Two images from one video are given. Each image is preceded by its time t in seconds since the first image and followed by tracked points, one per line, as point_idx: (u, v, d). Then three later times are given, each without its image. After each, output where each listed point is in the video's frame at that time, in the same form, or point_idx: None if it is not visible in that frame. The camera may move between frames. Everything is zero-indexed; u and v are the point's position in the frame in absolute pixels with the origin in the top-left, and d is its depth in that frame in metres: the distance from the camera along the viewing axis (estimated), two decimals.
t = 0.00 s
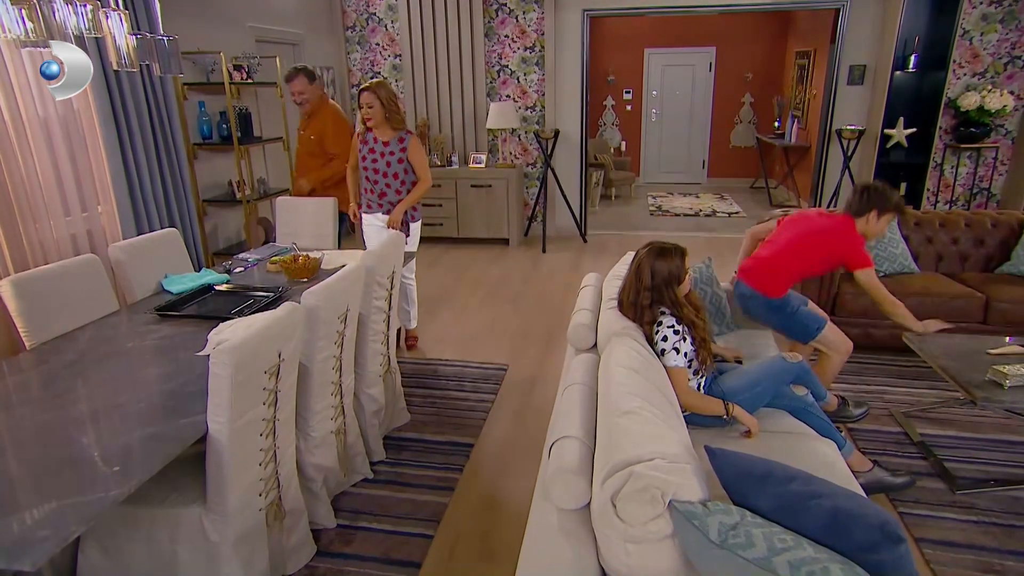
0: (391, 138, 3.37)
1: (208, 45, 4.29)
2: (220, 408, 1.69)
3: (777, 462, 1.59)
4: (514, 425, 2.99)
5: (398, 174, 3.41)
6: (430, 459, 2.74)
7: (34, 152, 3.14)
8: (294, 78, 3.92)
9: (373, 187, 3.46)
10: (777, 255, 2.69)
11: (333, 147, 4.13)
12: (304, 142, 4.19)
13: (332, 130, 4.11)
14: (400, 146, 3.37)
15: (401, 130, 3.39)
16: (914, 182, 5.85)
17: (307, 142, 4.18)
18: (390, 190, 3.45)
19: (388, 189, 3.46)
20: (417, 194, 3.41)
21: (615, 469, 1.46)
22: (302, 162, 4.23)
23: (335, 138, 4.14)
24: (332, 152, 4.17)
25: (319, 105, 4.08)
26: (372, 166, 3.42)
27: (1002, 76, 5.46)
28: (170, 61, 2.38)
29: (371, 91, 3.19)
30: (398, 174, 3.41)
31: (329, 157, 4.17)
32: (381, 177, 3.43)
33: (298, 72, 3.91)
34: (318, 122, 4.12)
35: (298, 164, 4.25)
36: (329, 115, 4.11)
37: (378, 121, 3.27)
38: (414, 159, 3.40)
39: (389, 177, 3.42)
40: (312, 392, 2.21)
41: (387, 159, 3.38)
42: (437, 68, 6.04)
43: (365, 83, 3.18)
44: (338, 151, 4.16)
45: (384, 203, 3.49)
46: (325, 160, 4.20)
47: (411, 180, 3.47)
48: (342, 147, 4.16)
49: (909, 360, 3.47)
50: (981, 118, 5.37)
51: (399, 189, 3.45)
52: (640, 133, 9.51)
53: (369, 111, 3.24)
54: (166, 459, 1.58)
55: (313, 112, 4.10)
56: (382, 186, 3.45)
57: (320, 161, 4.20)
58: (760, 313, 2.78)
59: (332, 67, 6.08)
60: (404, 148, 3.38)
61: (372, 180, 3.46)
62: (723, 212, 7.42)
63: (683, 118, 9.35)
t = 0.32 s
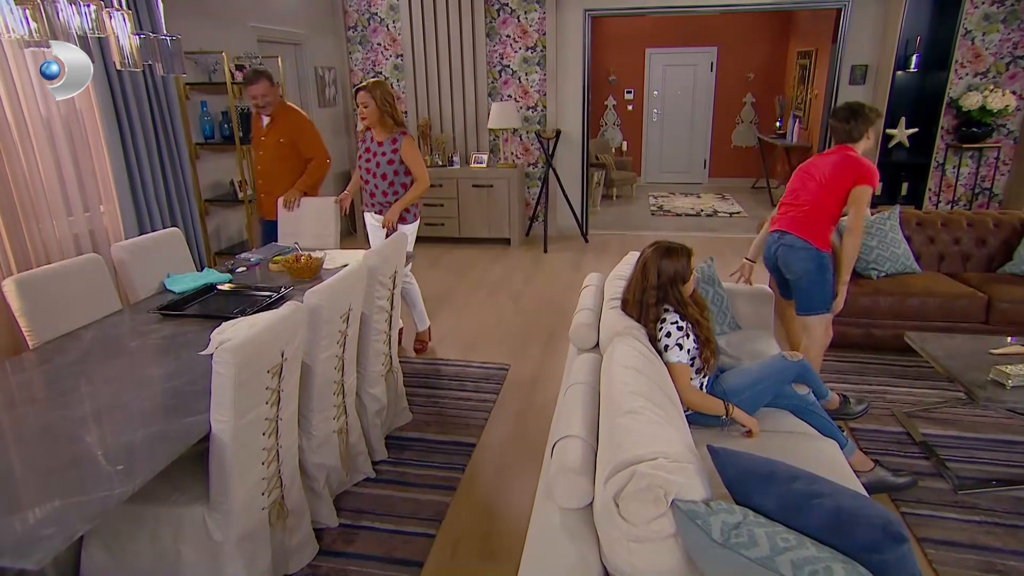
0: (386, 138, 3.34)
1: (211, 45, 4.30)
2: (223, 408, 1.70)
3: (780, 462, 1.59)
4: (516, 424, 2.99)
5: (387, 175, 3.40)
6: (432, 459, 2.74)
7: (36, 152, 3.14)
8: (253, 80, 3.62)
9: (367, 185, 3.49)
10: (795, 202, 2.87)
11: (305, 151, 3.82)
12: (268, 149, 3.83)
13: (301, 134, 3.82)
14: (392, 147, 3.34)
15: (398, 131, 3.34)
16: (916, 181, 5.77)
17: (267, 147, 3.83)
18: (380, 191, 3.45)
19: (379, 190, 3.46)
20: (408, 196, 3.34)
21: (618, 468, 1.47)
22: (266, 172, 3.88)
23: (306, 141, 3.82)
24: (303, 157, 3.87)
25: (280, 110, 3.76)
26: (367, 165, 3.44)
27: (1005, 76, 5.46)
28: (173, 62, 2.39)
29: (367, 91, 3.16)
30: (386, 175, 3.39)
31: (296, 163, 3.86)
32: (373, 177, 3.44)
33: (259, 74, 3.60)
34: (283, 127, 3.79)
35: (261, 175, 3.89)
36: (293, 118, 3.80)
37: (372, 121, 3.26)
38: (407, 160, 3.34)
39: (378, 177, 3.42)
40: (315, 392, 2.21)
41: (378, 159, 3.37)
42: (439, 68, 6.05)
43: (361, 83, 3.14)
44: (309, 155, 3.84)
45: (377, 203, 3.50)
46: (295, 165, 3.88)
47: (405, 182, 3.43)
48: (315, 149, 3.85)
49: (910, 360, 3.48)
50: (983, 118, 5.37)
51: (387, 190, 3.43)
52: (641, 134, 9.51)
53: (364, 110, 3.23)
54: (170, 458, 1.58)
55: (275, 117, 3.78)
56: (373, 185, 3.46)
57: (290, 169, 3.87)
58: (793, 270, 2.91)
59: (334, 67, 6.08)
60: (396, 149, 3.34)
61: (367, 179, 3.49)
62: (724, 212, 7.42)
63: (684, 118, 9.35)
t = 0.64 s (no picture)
0: (393, 138, 3.33)
1: (214, 45, 4.30)
2: (229, 407, 1.70)
3: (783, 461, 1.59)
4: (518, 424, 3.00)
5: (395, 175, 3.38)
6: (436, 458, 2.75)
7: (41, 152, 3.15)
8: (219, 76, 3.43)
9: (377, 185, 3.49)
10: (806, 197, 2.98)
11: (277, 148, 3.72)
12: (237, 150, 3.64)
13: (272, 131, 3.70)
14: (400, 146, 3.32)
15: (407, 130, 3.31)
16: (918, 182, 5.83)
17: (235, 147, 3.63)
18: (389, 190, 3.45)
19: (387, 189, 3.45)
20: (415, 193, 3.31)
21: (623, 468, 1.48)
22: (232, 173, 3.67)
23: (278, 138, 3.72)
24: (271, 154, 3.76)
25: (246, 107, 3.61)
26: (377, 164, 3.44)
27: (1009, 76, 5.45)
28: (178, 61, 2.38)
29: (378, 90, 3.14)
30: (394, 175, 3.37)
31: (266, 161, 3.73)
32: (382, 176, 3.43)
33: (227, 69, 3.44)
34: (250, 124, 3.64)
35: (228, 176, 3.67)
36: (262, 115, 3.67)
37: (381, 120, 3.24)
38: (415, 161, 3.32)
39: (385, 177, 3.41)
40: (319, 392, 2.22)
41: (386, 159, 3.36)
42: (442, 68, 6.06)
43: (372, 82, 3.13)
44: (278, 152, 3.75)
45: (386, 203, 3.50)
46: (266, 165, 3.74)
47: (414, 181, 3.40)
48: (287, 146, 3.77)
49: (913, 360, 3.48)
50: (987, 118, 5.37)
51: (395, 190, 3.42)
52: (644, 133, 9.51)
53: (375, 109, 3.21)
54: (176, 457, 1.59)
55: (241, 114, 3.61)
56: (383, 185, 3.45)
57: (259, 168, 3.71)
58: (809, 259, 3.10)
59: (337, 66, 6.08)
60: (404, 148, 3.32)
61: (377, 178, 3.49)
62: (727, 212, 7.42)
63: (686, 118, 9.36)
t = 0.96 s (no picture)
0: (410, 140, 3.30)
1: (219, 44, 4.32)
2: (237, 405, 1.71)
3: (789, 461, 1.60)
4: (523, 424, 3.00)
5: (413, 177, 3.36)
6: (441, 458, 2.76)
7: (48, 152, 3.16)
8: (211, 80, 3.17)
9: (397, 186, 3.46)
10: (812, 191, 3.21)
11: (258, 158, 3.49)
12: (219, 157, 3.38)
13: (256, 140, 3.49)
14: (416, 148, 3.28)
15: (422, 131, 3.26)
16: (923, 182, 5.84)
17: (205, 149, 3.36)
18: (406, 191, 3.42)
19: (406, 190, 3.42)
20: (426, 196, 3.23)
21: (630, 466, 1.48)
22: (199, 177, 3.38)
23: (260, 148, 3.50)
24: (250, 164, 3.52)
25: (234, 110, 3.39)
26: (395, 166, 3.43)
27: (1015, 76, 5.45)
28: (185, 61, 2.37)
29: (396, 89, 3.12)
30: (412, 177, 3.35)
31: (240, 171, 3.46)
32: (400, 177, 3.41)
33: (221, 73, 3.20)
34: (236, 130, 3.42)
35: (203, 182, 3.38)
36: (249, 122, 3.47)
37: (397, 121, 3.21)
38: (430, 162, 3.27)
39: (404, 179, 3.40)
40: (325, 391, 2.23)
41: (404, 161, 3.34)
42: (447, 68, 6.06)
43: (391, 82, 3.12)
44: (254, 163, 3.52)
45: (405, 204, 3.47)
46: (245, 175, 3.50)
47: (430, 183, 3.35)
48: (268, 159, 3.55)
49: (918, 361, 3.48)
50: (993, 118, 5.36)
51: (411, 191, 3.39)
52: (648, 133, 9.50)
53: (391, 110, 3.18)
54: (184, 455, 1.60)
55: (229, 118, 3.39)
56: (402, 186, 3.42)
57: (237, 178, 3.46)
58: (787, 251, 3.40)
59: (341, 66, 6.08)
60: (419, 151, 3.28)
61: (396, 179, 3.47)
62: (731, 212, 7.42)
63: (690, 118, 9.35)
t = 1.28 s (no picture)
0: (425, 137, 3.29)
1: (225, 42, 4.32)
2: (245, 404, 1.70)
3: (800, 462, 1.58)
4: (531, 425, 2.99)
5: (424, 175, 3.35)
6: (448, 458, 2.75)
7: (54, 151, 3.15)
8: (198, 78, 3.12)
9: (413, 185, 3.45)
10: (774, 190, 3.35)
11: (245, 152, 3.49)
12: (213, 155, 3.35)
13: (241, 132, 3.47)
14: (433, 145, 3.27)
15: (440, 128, 3.26)
16: (935, 182, 5.81)
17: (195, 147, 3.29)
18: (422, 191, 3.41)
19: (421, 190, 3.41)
20: (444, 195, 3.24)
21: (640, 466, 1.47)
22: (192, 176, 3.32)
23: (247, 140, 3.49)
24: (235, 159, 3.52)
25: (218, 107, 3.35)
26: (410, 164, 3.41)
27: None
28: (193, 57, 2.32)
29: (414, 88, 3.14)
30: (424, 175, 3.34)
31: (227, 165, 3.43)
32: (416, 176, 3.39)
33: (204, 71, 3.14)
34: (221, 126, 3.38)
35: (205, 183, 3.35)
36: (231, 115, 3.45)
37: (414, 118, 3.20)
38: (446, 159, 3.26)
39: (416, 176, 3.39)
40: (332, 390, 2.22)
41: (417, 157, 3.34)
42: (453, 66, 6.05)
43: (409, 80, 3.12)
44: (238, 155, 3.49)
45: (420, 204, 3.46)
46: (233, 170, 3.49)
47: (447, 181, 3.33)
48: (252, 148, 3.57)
49: (930, 363, 3.46)
50: (1006, 116, 5.33)
51: (427, 189, 3.38)
52: (654, 132, 9.49)
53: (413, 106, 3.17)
54: (193, 453, 1.59)
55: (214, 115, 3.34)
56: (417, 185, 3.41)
57: (228, 174, 3.45)
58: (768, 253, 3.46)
59: (346, 64, 6.08)
60: (434, 149, 3.28)
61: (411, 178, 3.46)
62: (737, 212, 7.39)
63: (696, 117, 9.34)
